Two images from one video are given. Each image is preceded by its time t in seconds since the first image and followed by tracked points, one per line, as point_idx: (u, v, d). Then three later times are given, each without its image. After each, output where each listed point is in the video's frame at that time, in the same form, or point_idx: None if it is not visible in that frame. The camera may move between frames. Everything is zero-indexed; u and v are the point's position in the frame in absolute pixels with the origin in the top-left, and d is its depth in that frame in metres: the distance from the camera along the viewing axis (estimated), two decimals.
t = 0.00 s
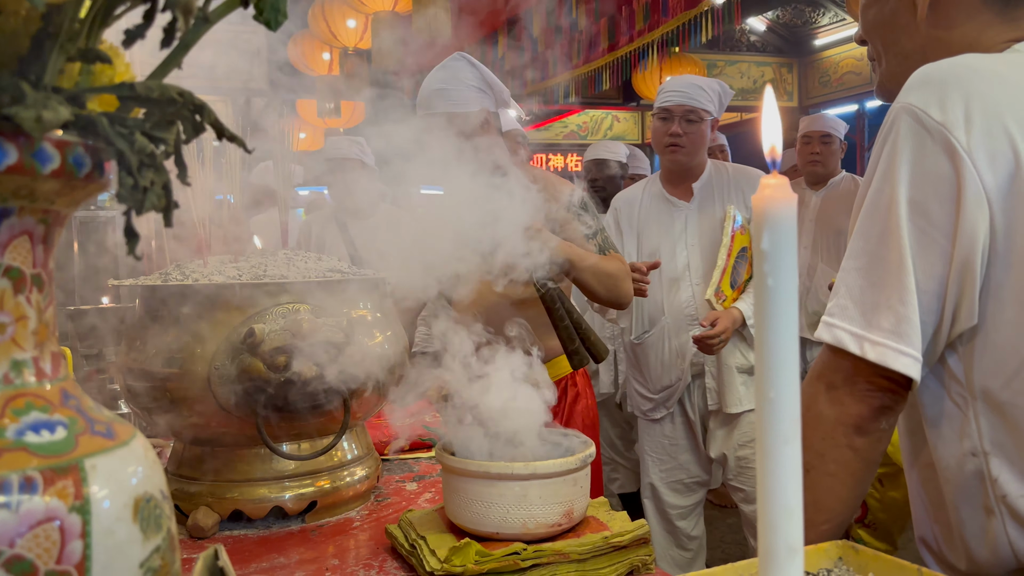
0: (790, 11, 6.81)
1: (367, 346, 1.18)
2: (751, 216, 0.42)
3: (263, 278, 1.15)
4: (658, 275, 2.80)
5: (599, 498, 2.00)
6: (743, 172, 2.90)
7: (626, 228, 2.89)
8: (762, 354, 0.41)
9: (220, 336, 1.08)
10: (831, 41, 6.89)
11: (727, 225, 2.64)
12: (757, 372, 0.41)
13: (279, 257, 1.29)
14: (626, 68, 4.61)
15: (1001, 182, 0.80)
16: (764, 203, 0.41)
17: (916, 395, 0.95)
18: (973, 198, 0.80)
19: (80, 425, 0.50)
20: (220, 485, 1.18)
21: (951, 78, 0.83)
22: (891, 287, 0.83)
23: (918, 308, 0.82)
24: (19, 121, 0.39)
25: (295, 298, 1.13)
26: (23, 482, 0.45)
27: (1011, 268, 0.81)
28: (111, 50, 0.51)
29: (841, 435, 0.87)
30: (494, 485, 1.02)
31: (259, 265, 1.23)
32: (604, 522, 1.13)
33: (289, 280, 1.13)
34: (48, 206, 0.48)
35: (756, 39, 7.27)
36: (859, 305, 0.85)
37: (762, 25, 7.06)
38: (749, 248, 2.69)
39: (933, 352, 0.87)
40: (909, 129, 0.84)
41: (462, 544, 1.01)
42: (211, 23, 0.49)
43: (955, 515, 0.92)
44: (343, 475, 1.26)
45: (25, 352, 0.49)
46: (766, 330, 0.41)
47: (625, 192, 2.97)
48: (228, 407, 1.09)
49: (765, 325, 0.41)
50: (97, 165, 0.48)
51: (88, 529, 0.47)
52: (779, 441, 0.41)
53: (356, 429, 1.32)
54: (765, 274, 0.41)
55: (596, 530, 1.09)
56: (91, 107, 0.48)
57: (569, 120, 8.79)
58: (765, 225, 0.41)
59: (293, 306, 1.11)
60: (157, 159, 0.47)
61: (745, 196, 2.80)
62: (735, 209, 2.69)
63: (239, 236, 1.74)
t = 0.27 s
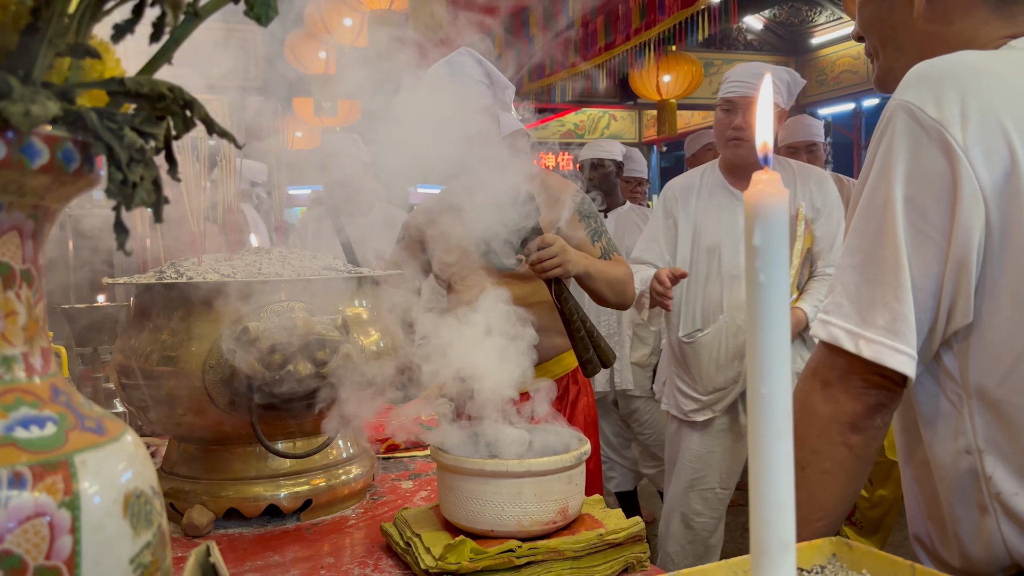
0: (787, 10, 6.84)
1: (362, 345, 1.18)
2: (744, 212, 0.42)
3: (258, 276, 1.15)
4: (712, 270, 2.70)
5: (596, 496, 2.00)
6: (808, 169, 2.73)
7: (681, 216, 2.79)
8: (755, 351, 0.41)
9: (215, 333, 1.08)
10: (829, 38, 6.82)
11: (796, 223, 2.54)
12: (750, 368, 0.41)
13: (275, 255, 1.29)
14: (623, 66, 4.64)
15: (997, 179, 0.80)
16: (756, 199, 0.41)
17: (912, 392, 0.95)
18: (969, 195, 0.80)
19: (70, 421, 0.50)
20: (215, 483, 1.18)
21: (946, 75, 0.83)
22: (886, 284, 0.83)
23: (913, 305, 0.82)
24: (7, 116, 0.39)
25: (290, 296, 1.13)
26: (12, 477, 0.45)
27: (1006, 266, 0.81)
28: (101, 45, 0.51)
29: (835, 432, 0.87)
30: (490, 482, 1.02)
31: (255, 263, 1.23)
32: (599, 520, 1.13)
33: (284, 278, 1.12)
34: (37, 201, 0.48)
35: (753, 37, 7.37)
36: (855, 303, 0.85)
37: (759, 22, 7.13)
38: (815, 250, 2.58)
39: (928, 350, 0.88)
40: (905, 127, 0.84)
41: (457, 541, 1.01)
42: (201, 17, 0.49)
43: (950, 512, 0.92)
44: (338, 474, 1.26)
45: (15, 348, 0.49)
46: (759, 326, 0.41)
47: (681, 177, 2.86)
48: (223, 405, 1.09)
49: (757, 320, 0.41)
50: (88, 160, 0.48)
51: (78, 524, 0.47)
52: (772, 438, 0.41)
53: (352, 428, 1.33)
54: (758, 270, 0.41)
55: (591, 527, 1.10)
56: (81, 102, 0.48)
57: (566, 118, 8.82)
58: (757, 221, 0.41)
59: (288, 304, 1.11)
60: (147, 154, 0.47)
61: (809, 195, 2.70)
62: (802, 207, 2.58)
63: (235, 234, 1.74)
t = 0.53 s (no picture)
0: (783, 10, 6.84)
1: (358, 344, 1.18)
2: (737, 211, 0.42)
3: (254, 276, 1.15)
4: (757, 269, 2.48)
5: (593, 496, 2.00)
6: (855, 163, 2.48)
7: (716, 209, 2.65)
8: (748, 349, 0.42)
9: (211, 333, 1.08)
10: (824, 38, 6.82)
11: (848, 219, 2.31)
12: (744, 365, 0.42)
13: (271, 255, 1.29)
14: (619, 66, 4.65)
15: (991, 179, 0.80)
16: (749, 198, 0.42)
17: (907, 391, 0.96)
18: (963, 195, 0.80)
19: (67, 420, 0.50)
20: (211, 483, 1.18)
21: (941, 75, 0.83)
22: (881, 284, 0.83)
23: (907, 305, 0.83)
24: (3, 116, 0.39)
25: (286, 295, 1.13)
26: (9, 476, 0.45)
27: (1000, 265, 0.82)
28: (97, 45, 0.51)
29: (830, 431, 0.87)
30: (486, 481, 1.02)
31: (251, 262, 1.23)
32: (595, 519, 1.13)
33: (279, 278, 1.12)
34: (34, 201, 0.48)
35: (749, 37, 7.36)
36: (849, 302, 0.85)
37: (756, 22, 7.13)
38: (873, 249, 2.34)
39: (923, 348, 0.88)
40: (900, 126, 0.84)
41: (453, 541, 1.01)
42: (196, 18, 0.49)
43: (946, 511, 0.92)
44: (335, 473, 1.27)
45: (12, 348, 0.49)
46: (752, 325, 0.42)
47: (718, 169, 2.73)
48: (218, 404, 1.09)
49: (751, 319, 0.42)
50: (83, 160, 0.48)
51: (75, 523, 0.47)
52: (765, 435, 0.42)
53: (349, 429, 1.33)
54: (751, 269, 0.41)
55: (587, 526, 1.10)
56: (77, 102, 0.48)
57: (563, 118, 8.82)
58: (750, 220, 0.42)
59: (283, 303, 1.10)
60: (143, 154, 0.47)
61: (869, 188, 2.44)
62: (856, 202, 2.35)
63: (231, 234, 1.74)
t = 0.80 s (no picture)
0: (780, 10, 6.84)
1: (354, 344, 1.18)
2: (731, 212, 0.42)
3: (251, 275, 1.15)
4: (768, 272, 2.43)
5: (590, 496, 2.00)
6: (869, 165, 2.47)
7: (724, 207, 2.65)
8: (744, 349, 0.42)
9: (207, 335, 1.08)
10: (820, 38, 6.83)
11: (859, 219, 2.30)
12: (739, 365, 0.42)
13: (267, 255, 1.29)
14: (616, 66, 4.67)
15: (986, 179, 0.81)
16: (743, 198, 0.42)
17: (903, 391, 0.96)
18: (958, 196, 0.80)
19: (61, 421, 0.50)
20: (207, 483, 1.18)
21: (937, 75, 0.84)
22: (876, 284, 0.84)
23: (903, 305, 0.83)
24: None
25: (282, 295, 1.13)
26: (4, 478, 0.45)
27: (996, 266, 0.82)
28: (92, 46, 0.52)
29: (826, 431, 0.87)
30: (483, 481, 1.02)
31: (247, 262, 1.23)
32: (591, 518, 1.13)
33: (276, 278, 1.12)
34: (29, 202, 0.48)
35: (745, 37, 7.34)
36: (845, 303, 0.86)
37: (752, 22, 7.13)
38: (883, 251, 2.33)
39: (919, 349, 0.89)
40: (896, 126, 0.85)
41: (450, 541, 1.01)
42: (192, 19, 0.49)
43: (942, 511, 0.92)
44: (331, 474, 1.27)
45: (7, 349, 0.49)
46: (747, 325, 0.42)
47: (727, 169, 2.74)
48: (214, 405, 1.09)
49: (745, 319, 0.42)
50: (79, 161, 0.48)
51: (70, 524, 0.47)
52: (759, 434, 0.42)
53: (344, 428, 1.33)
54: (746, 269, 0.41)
55: (583, 526, 1.10)
56: (72, 103, 0.48)
57: (559, 118, 8.82)
58: (745, 220, 0.42)
59: (280, 303, 1.11)
60: (138, 155, 0.47)
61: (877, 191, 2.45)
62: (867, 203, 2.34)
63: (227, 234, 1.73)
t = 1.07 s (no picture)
0: (776, 10, 6.85)
1: (351, 344, 1.18)
2: (729, 212, 0.43)
3: (248, 275, 1.15)
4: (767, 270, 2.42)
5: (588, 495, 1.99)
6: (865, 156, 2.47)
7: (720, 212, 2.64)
8: (741, 350, 0.42)
9: (204, 334, 1.08)
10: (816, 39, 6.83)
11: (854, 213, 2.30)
12: (736, 365, 0.42)
13: (264, 254, 1.29)
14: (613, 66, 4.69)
15: (984, 180, 0.81)
16: (741, 199, 0.42)
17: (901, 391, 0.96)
18: (957, 196, 0.81)
19: (58, 419, 0.50)
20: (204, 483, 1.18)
21: (936, 76, 0.84)
22: (874, 285, 0.84)
23: (901, 306, 0.83)
24: None
25: (280, 294, 1.14)
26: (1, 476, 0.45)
27: (994, 266, 0.83)
28: (88, 45, 0.52)
29: (823, 431, 0.87)
30: (480, 481, 1.02)
31: (244, 262, 1.23)
32: (588, 518, 1.14)
33: (273, 277, 1.13)
34: (25, 201, 0.48)
35: (743, 37, 7.37)
36: (843, 303, 0.86)
37: (749, 22, 7.10)
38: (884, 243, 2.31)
39: (917, 349, 0.89)
40: (895, 127, 0.85)
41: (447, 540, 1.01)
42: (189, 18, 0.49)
43: (941, 511, 0.93)
44: (328, 474, 1.27)
45: (4, 348, 0.49)
46: (745, 326, 0.42)
47: (721, 174, 2.73)
48: (212, 405, 1.09)
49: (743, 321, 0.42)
50: (76, 161, 0.48)
51: (67, 522, 0.47)
52: (757, 435, 0.42)
53: (341, 428, 1.33)
54: (743, 269, 0.42)
55: (580, 525, 1.10)
56: (68, 103, 0.48)
57: (556, 118, 8.83)
58: (741, 221, 0.42)
59: (277, 303, 1.11)
60: (135, 155, 0.47)
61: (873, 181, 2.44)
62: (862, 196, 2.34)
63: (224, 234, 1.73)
